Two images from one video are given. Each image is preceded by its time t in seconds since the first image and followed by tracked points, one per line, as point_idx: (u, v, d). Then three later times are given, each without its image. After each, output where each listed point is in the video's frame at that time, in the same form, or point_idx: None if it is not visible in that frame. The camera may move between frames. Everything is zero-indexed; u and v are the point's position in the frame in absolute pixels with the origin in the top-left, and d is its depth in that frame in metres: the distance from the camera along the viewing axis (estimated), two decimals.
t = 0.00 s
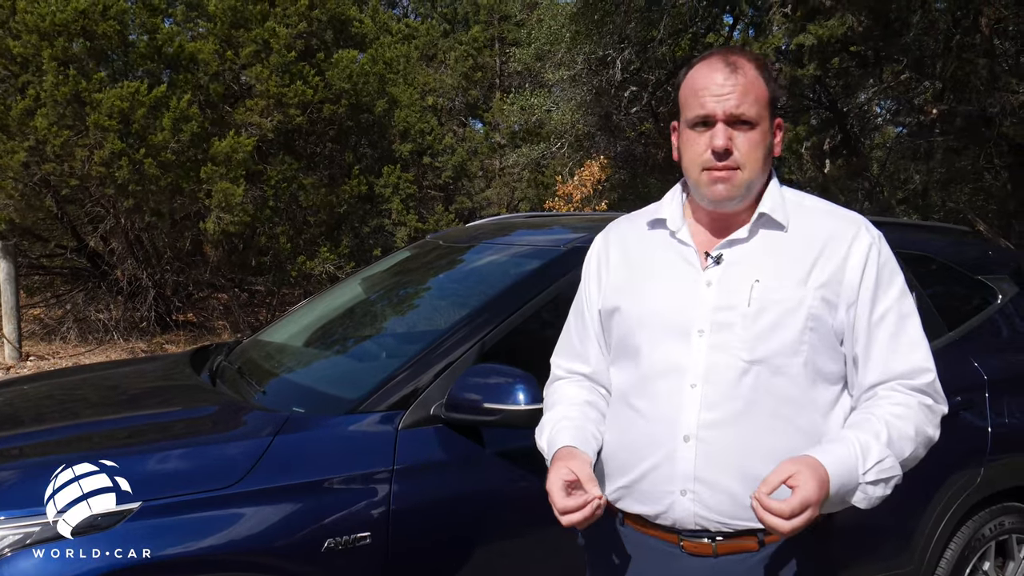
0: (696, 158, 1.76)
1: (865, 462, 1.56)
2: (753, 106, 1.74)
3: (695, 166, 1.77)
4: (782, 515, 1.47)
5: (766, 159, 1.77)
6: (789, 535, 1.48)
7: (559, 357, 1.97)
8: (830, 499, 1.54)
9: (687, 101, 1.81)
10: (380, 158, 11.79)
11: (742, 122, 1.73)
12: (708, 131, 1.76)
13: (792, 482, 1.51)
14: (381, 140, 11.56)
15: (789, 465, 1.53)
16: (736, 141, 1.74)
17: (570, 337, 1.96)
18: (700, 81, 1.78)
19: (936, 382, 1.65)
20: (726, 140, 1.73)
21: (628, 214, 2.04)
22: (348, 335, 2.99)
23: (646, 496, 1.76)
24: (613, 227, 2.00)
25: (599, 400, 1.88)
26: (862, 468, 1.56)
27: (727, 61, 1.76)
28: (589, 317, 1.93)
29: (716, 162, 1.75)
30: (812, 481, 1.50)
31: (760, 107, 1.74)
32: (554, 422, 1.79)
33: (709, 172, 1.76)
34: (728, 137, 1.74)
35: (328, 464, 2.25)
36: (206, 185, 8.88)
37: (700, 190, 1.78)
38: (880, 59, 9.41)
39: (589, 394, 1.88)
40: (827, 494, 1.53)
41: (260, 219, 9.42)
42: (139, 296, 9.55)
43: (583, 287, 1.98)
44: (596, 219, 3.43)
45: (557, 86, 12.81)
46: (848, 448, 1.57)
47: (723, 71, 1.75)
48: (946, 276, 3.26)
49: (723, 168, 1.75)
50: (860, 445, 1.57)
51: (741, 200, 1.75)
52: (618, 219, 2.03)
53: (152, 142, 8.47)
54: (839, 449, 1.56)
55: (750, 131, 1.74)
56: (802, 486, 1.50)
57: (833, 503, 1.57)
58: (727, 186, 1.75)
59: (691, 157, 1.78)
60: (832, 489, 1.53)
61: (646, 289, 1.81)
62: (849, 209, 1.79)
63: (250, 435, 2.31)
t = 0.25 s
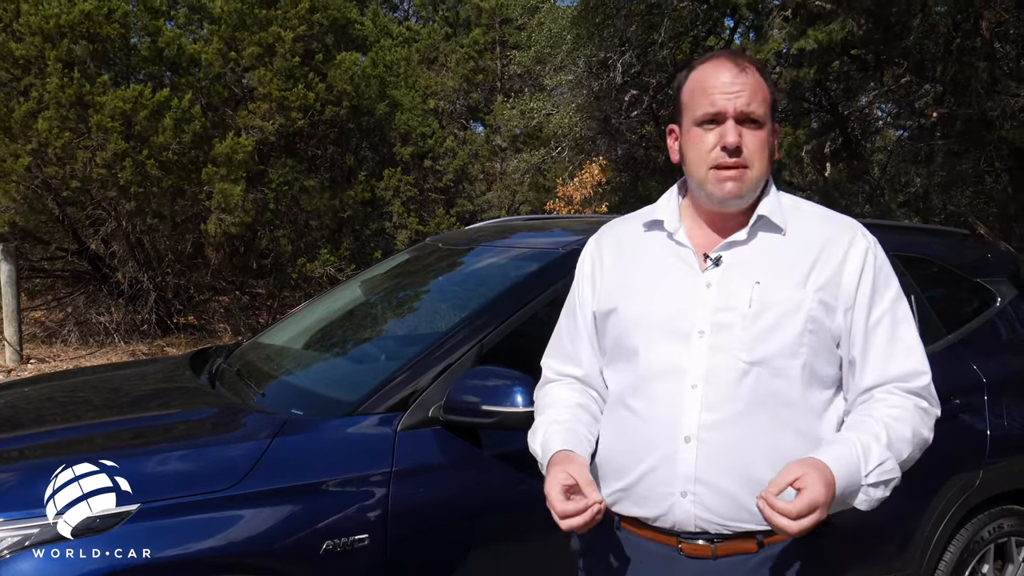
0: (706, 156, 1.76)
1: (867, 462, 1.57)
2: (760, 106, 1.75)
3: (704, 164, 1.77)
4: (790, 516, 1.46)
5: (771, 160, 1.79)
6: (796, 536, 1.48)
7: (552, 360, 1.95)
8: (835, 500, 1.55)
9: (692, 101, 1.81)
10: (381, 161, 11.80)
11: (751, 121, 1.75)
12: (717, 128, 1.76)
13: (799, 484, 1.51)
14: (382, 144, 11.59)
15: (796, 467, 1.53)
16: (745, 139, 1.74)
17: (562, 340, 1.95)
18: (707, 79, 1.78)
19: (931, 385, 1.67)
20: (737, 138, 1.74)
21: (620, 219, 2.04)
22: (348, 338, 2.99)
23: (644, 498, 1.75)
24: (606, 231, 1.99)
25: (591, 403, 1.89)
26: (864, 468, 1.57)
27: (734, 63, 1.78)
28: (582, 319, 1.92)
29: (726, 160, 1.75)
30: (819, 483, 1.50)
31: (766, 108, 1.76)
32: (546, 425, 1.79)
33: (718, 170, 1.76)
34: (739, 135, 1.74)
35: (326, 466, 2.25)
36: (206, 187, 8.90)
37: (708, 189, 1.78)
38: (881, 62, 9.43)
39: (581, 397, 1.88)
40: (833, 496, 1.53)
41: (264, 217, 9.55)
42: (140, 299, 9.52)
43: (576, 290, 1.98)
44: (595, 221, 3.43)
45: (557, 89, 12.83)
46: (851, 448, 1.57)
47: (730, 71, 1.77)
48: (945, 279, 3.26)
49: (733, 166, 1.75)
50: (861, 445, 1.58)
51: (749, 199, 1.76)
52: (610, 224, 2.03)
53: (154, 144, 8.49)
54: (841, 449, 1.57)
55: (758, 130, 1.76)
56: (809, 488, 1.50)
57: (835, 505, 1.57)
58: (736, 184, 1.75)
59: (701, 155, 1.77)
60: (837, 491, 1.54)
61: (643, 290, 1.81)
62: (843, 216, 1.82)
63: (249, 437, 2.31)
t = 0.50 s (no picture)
0: (704, 152, 1.77)
1: (873, 463, 1.59)
2: (764, 109, 1.77)
3: (702, 159, 1.78)
4: (806, 524, 1.48)
5: (769, 164, 1.80)
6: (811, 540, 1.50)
7: (545, 362, 1.94)
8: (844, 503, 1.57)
9: (697, 96, 1.81)
10: (383, 163, 11.81)
11: (752, 121, 1.76)
12: (720, 126, 1.77)
13: (812, 490, 1.53)
14: (384, 146, 11.62)
15: (807, 474, 1.55)
16: (745, 139, 1.76)
17: (555, 343, 1.94)
18: (712, 77, 1.79)
19: (924, 384, 1.71)
20: (738, 137, 1.75)
21: (609, 218, 2.03)
22: (350, 340, 3.00)
23: (647, 501, 1.75)
24: (597, 232, 1.98)
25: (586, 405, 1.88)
26: (869, 470, 1.59)
27: (742, 63, 1.79)
28: (577, 322, 1.91)
29: (724, 157, 1.76)
30: (832, 488, 1.52)
31: (769, 111, 1.78)
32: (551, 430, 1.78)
33: (715, 167, 1.78)
34: (740, 135, 1.75)
35: (328, 466, 2.26)
36: (207, 189, 8.91)
37: (704, 184, 1.79)
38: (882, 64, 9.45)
39: (577, 400, 1.88)
40: (844, 501, 1.55)
41: (266, 220, 9.54)
42: (143, 301, 9.54)
43: (567, 291, 1.96)
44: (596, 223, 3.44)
45: (559, 91, 12.85)
46: (856, 450, 1.59)
47: (739, 71, 1.77)
48: (946, 281, 3.26)
49: (730, 165, 1.76)
50: (865, 447, 1.60)
51: (744, 202, 1.77)
52: (600, 224, 2.01)
53: (156, 146, 8.51)
54: (846, 451, 1.59)
55: (759, 132, 1.77)
56: (822, 494, 1.51)
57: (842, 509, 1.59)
58: (732, 183, 1.76)
59: (699, 150, 1.78)
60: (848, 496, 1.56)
61: (642, 292, 1.80)
62: (834, 218, 1.85)
63: (251, 438, 2.32)
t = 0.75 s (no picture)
0: (706, 148, 1.76)
1: (867, 470, 1.61)
2: (758, 103, 1.78)
3: (705, 156, 1.76)
4: (805, 536, 1.50)
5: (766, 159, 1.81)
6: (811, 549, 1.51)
7: (541, 361, 1.93)
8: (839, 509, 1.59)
9: (691, 96, 1.82)
10: (386, 164, 11.80)
11: (750, 116, 1.77)
12: (718, 122, 1.77)
13: (808, 501, 1.55)
14: (387, 147, 11.64)
15: (805, 484, 1.57)
16: (745, 132, 1.76)
17: (551, 342, 1.93)
18: (707, 75, 1.80)
19: (914, 384, 1.75)
20: (739, 132, 1.75)
21: (602, 213, 2.01)
22: (353, 340, 3.01)
23: (643, 504, 1.75)
24: (591, 228, 1.96)
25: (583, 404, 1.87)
26: (864, 475, 1.61)
27: (733, 60, 1.81)
28: (573, 322, 1.90)
29: (727, 152, 1.75)
30: (827, 499, 1.54)
31: (763, 105, 1.79)
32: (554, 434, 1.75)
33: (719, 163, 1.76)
34: (740, 130, 1.75)
35: (332, 467, 2.26)
36: (209, 190, 8.92)
37: (709, 181, 1.77)
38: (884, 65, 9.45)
39: (574, 400, 1.87)
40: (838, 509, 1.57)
41: (267, 222, 9.52)
42: (146, 302, 9.61)
43: (561, 290, 1.95)
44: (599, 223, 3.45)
45: (562, 92, 12.85)
46: (851, 456, 1.61)
47: (731, 68, 1.79)
48: (949, 283, 3.26)
49: (735, 159, 1.75)
50: (860, 452, 1.63)
51: (746, 193, 1.77)
52: (594, 219, 2.00)
53: (156, 148, 8.52)
54: (841, 457, 1.61)
55: (756, 127, 1.78)
56: (819, 505, 1.53)
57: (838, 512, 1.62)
58: (735, 177, 1.75)
59: (700, 147, 1.77)
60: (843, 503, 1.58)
61: (639, 295, 1.79)
62: (826, 216, 1.87)
63: (255, 439, 2.32)
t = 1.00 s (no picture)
0: (689, 153, 1.79)
1: (843, 473, 1.62)
2: (739, 103, 1.80)
3: (686, 160, 1.79)
4: (764, 544, 1.53)
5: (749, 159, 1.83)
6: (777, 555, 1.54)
7: (537, 362, 1.99)
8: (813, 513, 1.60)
9: (672, 99, 1.83)
10: (388, 164, 11.79)
11: (731, 118, 1.78)
12: (699, 126, 1.79)
13: (774, 508, 1.56)
14: (389, 148, 11.64)
15: (771, 491, 1.58)
16: (728, 135, 1.78)
17: (547, 344, 1.99)
18: (686, 78, 1.81)
19: (908, 381, 1.73)
20: (721, 135, 1.77)
21: (598, 215, 2.06)
22: (356, 340, 3.02)
23: (632, 506, 1.81)
24: (584, 231, 2.01)
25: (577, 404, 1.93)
26: (840, 479, 1.62)
27: (711, 60, 1.82)
28: (566, 325, 1.95)
29: (709, 156, 1.77)
30: (793, 507, 1.55)
31: (743, 104, 1.81)
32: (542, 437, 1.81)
33: (702, 167, 1.78)
34: (722, 132, 1.77)
35: (335, 466, 2.27)
36: (210, 190, 8.93)
37: (693, 185, 1.79)
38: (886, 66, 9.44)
39: (567, 401, 1.92)
40: (808, 514, 1.58)
41: (266, 225, 9.45)
42: (147, 302, 9.61)
43: (556, 294, 2.00)
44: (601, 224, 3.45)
45: (564, 92, 12.84)
46: (830, 460, 1.62)
47: (710, 69, 1.80)
48: (950, 282, 3.27)
49: (717, 162, 1.77)
50: (839, 455, 1.63)
51: (733, 195, 1.79)
52: (589, 221, 2.05)
53: (156, 149, 8.52)
54: (818, 462, 1.62)
55: (738, 127, 1.79)
56: (783, 513, 1.55)
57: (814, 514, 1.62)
58: (720, 180, 1.77)
59: (682, 151, 1.79)
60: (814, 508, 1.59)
61: (625, 301, 1.84)
62: (820, 211, 1.86)
63: (260, 438, 2.33)
